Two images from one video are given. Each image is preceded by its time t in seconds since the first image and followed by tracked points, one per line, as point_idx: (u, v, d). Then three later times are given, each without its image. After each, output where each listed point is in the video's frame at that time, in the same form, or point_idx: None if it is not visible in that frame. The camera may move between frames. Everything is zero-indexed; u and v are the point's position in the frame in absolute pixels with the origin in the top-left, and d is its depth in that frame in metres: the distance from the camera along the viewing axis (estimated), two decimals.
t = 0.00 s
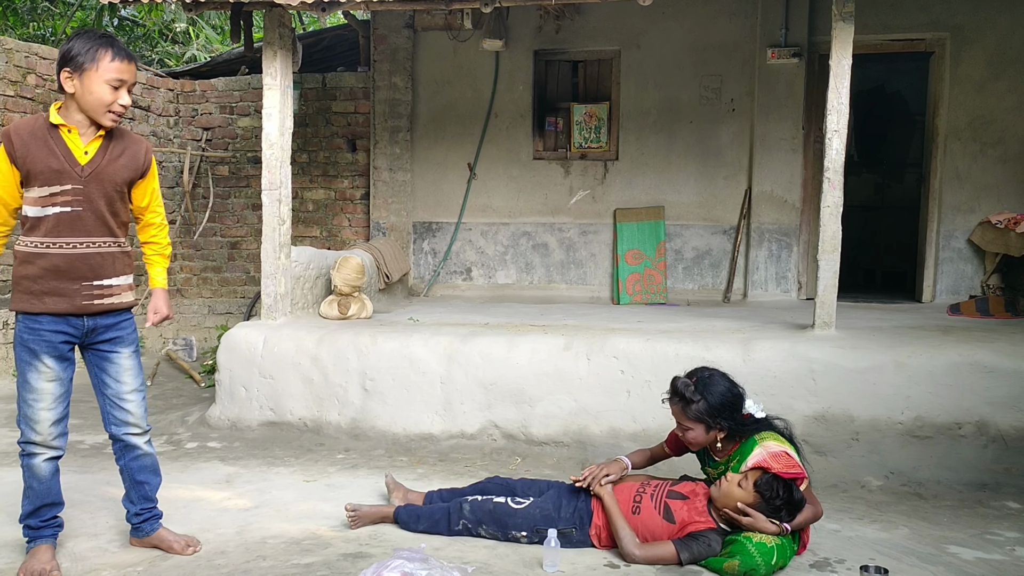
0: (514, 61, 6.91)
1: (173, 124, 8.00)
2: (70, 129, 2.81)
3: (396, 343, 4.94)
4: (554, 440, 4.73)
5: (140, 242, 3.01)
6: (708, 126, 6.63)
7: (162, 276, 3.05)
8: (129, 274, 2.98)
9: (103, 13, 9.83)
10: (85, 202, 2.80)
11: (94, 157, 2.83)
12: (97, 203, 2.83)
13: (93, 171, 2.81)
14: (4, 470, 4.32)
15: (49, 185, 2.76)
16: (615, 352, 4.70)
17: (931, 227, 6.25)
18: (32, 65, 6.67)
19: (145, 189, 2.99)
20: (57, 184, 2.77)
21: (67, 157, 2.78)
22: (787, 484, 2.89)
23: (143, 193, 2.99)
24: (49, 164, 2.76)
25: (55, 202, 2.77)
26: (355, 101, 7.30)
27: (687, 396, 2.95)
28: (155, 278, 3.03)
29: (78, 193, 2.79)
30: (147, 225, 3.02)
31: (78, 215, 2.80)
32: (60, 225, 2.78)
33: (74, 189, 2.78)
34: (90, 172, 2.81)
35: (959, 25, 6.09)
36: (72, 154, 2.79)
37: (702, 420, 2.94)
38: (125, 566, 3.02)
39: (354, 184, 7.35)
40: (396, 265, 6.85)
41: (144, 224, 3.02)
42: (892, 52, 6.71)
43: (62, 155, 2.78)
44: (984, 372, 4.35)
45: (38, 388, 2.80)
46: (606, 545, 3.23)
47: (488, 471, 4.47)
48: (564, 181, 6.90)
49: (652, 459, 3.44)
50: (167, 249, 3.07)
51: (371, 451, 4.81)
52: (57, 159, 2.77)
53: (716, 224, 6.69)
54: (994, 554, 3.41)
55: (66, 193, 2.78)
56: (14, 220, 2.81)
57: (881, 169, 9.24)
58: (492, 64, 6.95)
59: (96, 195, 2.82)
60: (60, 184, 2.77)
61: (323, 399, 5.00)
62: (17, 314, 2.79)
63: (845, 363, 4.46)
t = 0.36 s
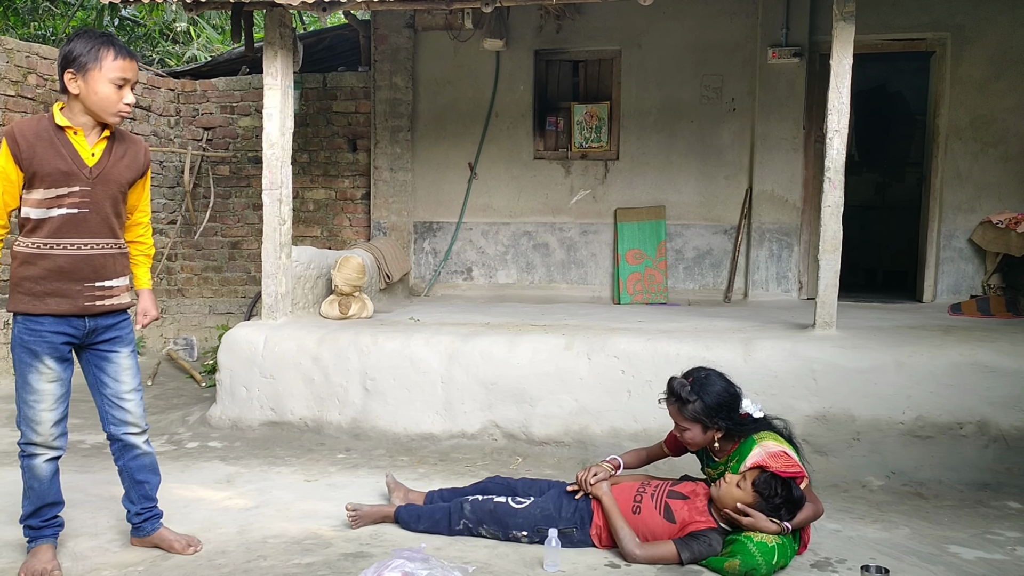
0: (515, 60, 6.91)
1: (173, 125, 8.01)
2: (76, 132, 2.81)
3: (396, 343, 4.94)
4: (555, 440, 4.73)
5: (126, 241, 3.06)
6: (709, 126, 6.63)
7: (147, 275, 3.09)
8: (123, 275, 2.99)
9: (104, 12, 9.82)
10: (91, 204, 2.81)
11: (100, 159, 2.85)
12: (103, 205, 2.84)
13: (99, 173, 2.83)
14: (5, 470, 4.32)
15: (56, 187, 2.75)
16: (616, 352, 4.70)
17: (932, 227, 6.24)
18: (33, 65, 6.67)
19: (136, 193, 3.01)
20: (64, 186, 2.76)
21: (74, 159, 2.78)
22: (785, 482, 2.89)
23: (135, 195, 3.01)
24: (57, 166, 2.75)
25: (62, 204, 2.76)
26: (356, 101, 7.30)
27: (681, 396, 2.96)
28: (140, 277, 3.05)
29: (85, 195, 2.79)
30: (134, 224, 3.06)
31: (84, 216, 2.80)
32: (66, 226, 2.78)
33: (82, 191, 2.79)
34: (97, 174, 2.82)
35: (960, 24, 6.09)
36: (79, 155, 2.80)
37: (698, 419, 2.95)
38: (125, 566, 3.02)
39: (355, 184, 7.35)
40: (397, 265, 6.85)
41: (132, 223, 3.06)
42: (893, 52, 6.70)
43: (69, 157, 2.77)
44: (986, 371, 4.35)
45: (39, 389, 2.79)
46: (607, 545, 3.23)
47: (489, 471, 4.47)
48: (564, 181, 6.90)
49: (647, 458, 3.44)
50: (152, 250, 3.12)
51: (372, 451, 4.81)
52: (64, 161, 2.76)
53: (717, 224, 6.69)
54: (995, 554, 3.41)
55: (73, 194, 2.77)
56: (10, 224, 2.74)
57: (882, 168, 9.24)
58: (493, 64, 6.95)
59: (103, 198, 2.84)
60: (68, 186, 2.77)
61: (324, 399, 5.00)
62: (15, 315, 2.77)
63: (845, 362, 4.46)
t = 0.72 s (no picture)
0: (518, 62, 6.91)
1: (177, 126, 8.04)
2: (82, 133, 2.81)
3: (400, 344, 4.94)
4: (557, 441, 4.73)
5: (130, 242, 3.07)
6: (712, 127, 6.63)
7: (149, 276, 3.10)
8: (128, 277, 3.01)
9: (108, 14, 9.85)
10: (97, 207, 2.82)
11: (107, 161, 2.86)
12: (109, 207, 2.85)
13: (105, 176, 2.84)
14: (9, 471, 4.33)
15: (62, 189, 2.76)
16: (619, 353, 4.70)
17: (935, 229, 6.23)
18: (38, 66, 6.69)
19: (141, 196, 3.02)
20: (70, 188, 2.77)
21: (81, 161, 2.79)
22: (789, 486, 2.88)
23: (139, 199, 3.02)
24: (63, 168, 2.75)
25: (67, 206, 2.77)
26: (359, 102, 7.32)
27: (686, 401, 2.96)
28: (142, 279, 3.08)
29: (91, 197, 2.80)
30: (137, 226, 3.08)
31: (90, 218, 2.81)
32: (71, 228, 2.79)
33: (88, 193, 2.80)
34: (103, 176, 2.83)
35: (963, 27, 6.09)
36: (85, 157, 2.80)
37: (704, 424, 2.94)
38: (129, 566, 3.02)
39: (358, 185, 7.37)
40: (400, 266, 6.85)
41: (135, 225, 3.08)
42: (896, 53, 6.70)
43: (75, 159, 2.78)
44: (989, 374, 4.34)
45: (42, 390, 2.80)
46: (609, 546, 3.23)
47: (492, 472, 4.47)
48: (568, 183, 6.90)
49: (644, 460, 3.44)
50: (156, 251, 3.14)
51: (375, 452, 4.82)
52: (70, 163, 2.77)
53: (720, 225, 6.69)
54: (998, 556, 3.40)
55: (79, 197, 2.78)
56: (13, 224, 2.74)
57: (885, 170, 9.23)
58: (496, 65, 6.95)
59: (108, 200, 2.85)
60: (74, 188, 2.77)
61: (327, 400, 5.00)
62: (19, 315, 2.77)
63: (849, 364, 4.46)
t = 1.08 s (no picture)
0: (523, 64, 6.92)
1: (183, 128, 8.03)
2: (88, 134, 2.82)
3: (405, 346, 4.94)
4: (562, 444, 4.72)
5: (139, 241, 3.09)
6: (717, 130, 6.62)
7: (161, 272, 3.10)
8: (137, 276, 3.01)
9: (114, 17, 9.89)
10: (104, 207, 2.83)
11: (112, 161, 2.86)
12: (116, 207, 2.86)
13: (111, 176, 2.84)
14: (15, 472, 4.35)
15: (69, 190, 2.77)
16: (624, 356, 4.70)
17: (941, 232, 6.22)
18: (44, 69, 6.71)
19: (148, 195, 3.03)
20: (76, 189, 2.78)
21: (87, 161, 2.80)
22: (794, 490, 2.88)
23: (148, 197, 3.03)
24: (70, 169, 2.76)
25: (74, 207, 2.78)
26: (364, 105, 7.35)
27: (693, 410, 2.94)
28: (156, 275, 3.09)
29: (97, 197, 2.81)
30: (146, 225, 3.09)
31: (97, 218, 2.82)
32: (78, 228, 2.80)
33: (94, 194, 2.81)
34: (109, 177, 2.84)
35: (969, 29, 6.07)
36: (91, 158, 2.81)
37: (712, 431, 2.93)
38: (134, 568, 3.03)
39: (363, 187, 7.38)
40: (405, 268, 6.85)
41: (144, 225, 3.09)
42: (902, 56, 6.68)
43: (81, 160, 2.79)
44: (996, 377, 4.32)
45: (49, 391, 2.81)
46: (615, 549, 3.22)
47: (497, 475, 4.47)
48: (572, 185, 6.90)
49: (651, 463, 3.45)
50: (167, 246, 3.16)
51: (380, 454, 4.82)
52: (76, 164, 2.78)
53: (725, 228, 6.68)
54: (1005, 560, 3.39)
55: (86, 197, 2.79)
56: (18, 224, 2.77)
57: (891, 173, 9.21)
58: (501, 68, 6.96)
59: (115, 200, 2.85)
60: (80, 188, 2.78)
61: (332, 402, 5.01)
62: (28, 316, 2.79)
63: (854, 367, 4.44)
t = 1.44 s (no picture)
0: (526, 65, 6.92)
1: (187, 129, 8.05)
2: (90, 137, 2.83)
3: (408, 347, 4.95)
4: (565, 445, 4.72)
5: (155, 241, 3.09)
6: (721, 130, 6.61)
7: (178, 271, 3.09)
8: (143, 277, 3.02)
9: (119, 18, 9.92)
10: (106, 210, 2.83)
11: (114, 165, 2.86)
12: (118, 211, 2.86)
13: (113, 179, 2.84)
14: (19, 472, 4.36)
15: (71, 193, 2.77)
16: (627, 357, 4.69)
17: (945, 233, 6.21)
18: (49, 70, 6.72)
19: (152, 197, 3.02)
20: (79, 192, 2.78)
21: (88, 165, 2.80)
22: (798, 492, 2.87)
23: (157, 198, 3.04)
24: (71, 173, 2.77)
25: (76, 210, 2.78)
26: (368, 106, 7.36)
27: (695, 403, 2.95)
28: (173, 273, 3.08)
29: (99, 201, 2.81)
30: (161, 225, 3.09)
31: (99, 221, 2.82)
32: (81, 231, 2.80)
33: (96, 197, 2.81)
34: (111, 180, 2.84)
35: (973, 30, 6.06)
36: (93, 161, 2.81)
37: (710, 428, 2.93)
38: (138, 568, 3.03)
39: (366, 188, 7.39)
40: (409, 269, 6.85)
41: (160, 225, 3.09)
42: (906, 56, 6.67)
43: (83, 164, 2.79)
44: (1000, 378, 4.31)
45: (53, 390, 2.82)
46: (618, 550, 3.22)
47: (500, 476, 4.47)
48: (576, 186, 6.91)
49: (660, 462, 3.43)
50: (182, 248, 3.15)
51: (383, 455, 4.82)
52: (77, 168, 2.78)
53: (728, 229, 6.67)
54: (1010, 562, 3.38)
55: (88, 200, 2.79)
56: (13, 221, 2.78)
57: (895, 174, 9.19)
58: (505, 69, 6.96)
59: (118, 203, 2.85)
60: (83, 192, 2.79)
61: (335, 403, 5.01)
62: (33, 316, 2.80)
63: (858, 368, 4.44)
